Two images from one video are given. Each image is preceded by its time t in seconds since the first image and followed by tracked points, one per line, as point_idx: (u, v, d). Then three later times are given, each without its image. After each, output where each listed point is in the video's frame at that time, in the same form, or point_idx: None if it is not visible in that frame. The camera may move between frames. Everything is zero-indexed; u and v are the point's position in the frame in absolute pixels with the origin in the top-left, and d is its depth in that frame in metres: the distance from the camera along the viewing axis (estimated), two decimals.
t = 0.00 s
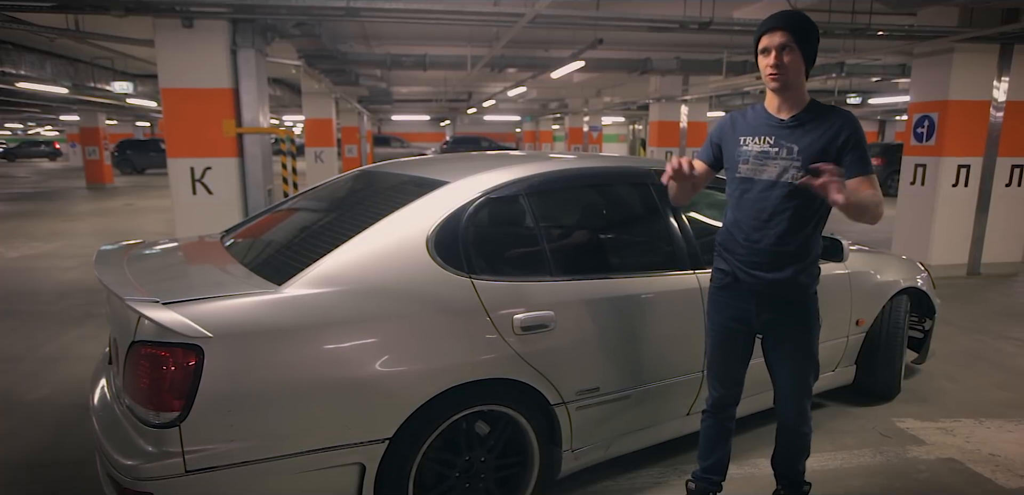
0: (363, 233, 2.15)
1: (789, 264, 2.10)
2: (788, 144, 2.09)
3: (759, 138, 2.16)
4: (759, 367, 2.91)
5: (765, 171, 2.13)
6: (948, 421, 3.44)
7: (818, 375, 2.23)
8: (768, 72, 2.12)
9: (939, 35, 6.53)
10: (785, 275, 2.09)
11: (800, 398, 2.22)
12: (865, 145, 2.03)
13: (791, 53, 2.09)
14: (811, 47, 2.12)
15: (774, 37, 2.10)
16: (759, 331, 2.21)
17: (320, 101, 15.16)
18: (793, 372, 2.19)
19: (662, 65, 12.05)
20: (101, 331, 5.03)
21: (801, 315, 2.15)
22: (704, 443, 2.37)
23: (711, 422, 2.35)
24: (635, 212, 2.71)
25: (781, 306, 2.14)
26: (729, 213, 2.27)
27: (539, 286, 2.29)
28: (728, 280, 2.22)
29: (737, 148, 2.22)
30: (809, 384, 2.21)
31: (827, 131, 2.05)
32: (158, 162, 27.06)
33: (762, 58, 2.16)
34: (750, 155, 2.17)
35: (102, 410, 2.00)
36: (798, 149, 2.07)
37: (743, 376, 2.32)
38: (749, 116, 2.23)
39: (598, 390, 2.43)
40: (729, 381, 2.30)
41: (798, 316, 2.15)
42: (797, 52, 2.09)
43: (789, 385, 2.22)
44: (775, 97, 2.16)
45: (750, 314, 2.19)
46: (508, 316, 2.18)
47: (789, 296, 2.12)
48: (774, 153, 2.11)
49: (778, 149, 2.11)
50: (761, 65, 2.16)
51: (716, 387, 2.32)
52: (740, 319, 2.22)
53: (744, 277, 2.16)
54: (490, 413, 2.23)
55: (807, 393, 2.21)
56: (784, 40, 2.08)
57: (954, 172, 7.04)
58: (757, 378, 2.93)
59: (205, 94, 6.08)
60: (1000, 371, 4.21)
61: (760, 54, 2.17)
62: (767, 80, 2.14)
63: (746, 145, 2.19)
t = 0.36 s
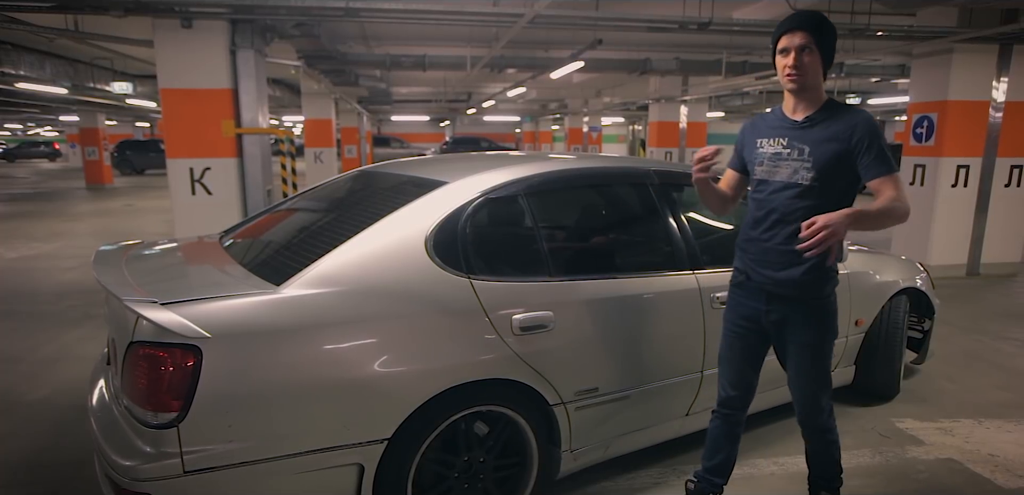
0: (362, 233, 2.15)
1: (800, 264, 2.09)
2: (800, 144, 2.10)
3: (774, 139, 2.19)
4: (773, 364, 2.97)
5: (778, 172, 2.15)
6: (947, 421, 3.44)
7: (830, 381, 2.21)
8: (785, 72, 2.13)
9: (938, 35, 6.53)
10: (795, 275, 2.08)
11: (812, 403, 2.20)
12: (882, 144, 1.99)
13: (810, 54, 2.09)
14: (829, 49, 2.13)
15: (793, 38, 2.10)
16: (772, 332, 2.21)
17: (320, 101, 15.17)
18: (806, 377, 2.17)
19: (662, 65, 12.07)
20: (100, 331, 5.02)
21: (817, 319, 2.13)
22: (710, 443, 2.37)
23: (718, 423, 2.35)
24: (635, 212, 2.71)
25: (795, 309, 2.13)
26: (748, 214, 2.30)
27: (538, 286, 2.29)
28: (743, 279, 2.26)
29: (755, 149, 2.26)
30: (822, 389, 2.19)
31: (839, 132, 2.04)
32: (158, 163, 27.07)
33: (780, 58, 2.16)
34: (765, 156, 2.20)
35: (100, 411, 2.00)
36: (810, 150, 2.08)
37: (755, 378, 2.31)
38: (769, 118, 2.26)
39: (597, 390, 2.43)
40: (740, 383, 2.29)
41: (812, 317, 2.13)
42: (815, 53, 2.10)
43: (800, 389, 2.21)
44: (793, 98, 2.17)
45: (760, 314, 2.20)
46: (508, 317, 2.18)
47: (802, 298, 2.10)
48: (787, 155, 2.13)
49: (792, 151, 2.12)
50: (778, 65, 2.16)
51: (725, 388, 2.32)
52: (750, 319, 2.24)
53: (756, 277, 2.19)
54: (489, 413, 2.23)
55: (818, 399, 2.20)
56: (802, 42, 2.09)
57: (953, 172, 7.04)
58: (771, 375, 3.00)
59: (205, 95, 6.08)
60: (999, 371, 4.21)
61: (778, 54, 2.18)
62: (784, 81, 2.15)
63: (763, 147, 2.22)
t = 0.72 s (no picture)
0: (361, 233, 2.15)
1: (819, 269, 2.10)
2: (822, 150, 2.11)
3: (798, 144, 2.20)
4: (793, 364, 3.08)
5: (799, 176, 2.18)
6: (947, 422, 3.44)
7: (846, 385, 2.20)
8: (806, 78, 2.13)
9: (937, 35, 6.52)
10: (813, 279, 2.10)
11: (826, 404, 2.21)
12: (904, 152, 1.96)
13: (830, 58, 2.05)
14: (857, 49, 2.07)
15: (813, 41, 2.08)
16: (793, 335, 2.21)
17: (320, 102, 15.16)
18: (822, 378, 2.17)
19: (661, 66, 12.07)
20: (99, 332, 5.01)
21: (839, 322, 2.11)
22: (715, 444, 2.35)
23: (727, 424, 2.33)
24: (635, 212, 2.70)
25: (817, 312, 2.12)
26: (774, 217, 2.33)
27: (538, 286, 2.29)
28: (765, 280, 2.28)
29: (782, 153, 2.28)
30: (837, 392, 2.19)
31: (860, 138, 2.03)
32: (157, 163, 27.07)
33: (803, 61, 2.15)
34: (790, 161, 2.22)
35: (99, 412, 2.00)
36: (830, 156, 2.08)
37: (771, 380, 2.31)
38: (797, 122, 2.27)
39: (597, 390, 2.43)
40: (755, 384, 2.29)
41: (835, 322, 2.11)
42: (837, 56, 2.05)
43: (816, 390, 2.21)
44: (817, 102, 2.17)
45: (781, 316, 2.21)
46: (507, 317, 2.18)
47: (824, 302, 2.10)
48: (809, 160, 2.15)
49: (814, 156, 2.13)
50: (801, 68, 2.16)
51: (738, 389, 2.32)
52: (771, 320, 2.24)
53: (775, 280, 2.21)
54: (488, 414, 2.22)
55: (833, 401, 2.20)
56: (822, 45, 2.06)
57: (952, 173, 7.05)
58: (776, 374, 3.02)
59: (205, 96, 6.08)
60: (999, 372, 4.21)
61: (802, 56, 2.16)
62: (806, 86, 2.15)
63: (788, 151, 2.24)
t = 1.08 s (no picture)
0: (360, 233, 2.14)
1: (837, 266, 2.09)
2: (837, 150, 2.11)
3: (814, 143, 2.19)
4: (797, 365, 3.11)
5: (814, 176, 2.17)
6: (945, 422, 3.44)
7: (853, 385, 2.21)
8: (823, 77, 2.13)
9: (936, 35, 6.52)
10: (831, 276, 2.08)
11: (833, 403, 2.21)
12: (925, 151, 1.95)
13: (849, 59, 2.06)
14: (875, 51, 2.08)
15: (831, 41, 2.09)
16: (804, 334, 2.20)
17: (319, 102, 15.14)
18: (831, 377, 2.17)
19: (660, 66, 12.09)
20: (98, 332, 5.01)
21: (850, 321, 2.11)
22: (719, 441, 2.35)
23: (732, 422, 2.33)
24: (634, 213, 2.70)
25: (830, 311, 2.11)
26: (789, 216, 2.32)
27: (536, 286, 2.29)
28: (778, 279, 2.27)
29: (797, 152, 2.27)
30: (844, 391, 2.19)
31: (877, 139, 2.02)
32: (157, 164, 27.07)
33: (821, 61, 2.16)
34: (805, 160, 2.21)
35: (96, 413, 2.00)
36: (847, 156, 2.08)
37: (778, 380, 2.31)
38: (811, 121, 2.26)
39: (595, 391, 2.42)
40: (762, 383, 2.28)
41: (847, 320, 2.11)
42: (855, 57, 2.07)
43: (824, 389, 2.21)
44: (834, 103, 2.16)
45: (794, 314, 2.20)
46: (507, 317, 2.18)
47: (838, 300, 2.09)
48: (826, 159, 2.14)
49: (830, 155, 2.13)
50: (819, 69, 2.16)
51: (745, 387, 2.31)
52: (783, 318, 2.23)
53: (791, 278, 2.20)
54: (487, 414, 2.22)
55: (839, 400, 2.20)
56: (841, 45, 2.07)
57: (951, 173, 7.04)
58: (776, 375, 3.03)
59: (205, 96, 6.08)
60: (998, 372, 4.21)
61: (819, 58, 2.17)
62: (823, 86, 2.15)
63: (804, 150, 2.23)
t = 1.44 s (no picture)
0: (359, 233, 2.14)
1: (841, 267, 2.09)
2: (841, 153, 2.11)
3: (815, 145, 2.20)
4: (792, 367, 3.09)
5: (818, 178, 2.18)
6: (945, 422, 3.44)
7: (854, 386, 2.20)
8: (827, 75, 2.12)
9: (936, 36, 6.52)
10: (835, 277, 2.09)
11: (833, 404, 2.20)
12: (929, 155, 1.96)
13: (854, 58, 2.06)
14: (878, 52, 2.09)
15: (837, 40, 2.08)
16: (805, 334, 2.20)
17: (318, 102, 15.12)
18: (831, 377, 2.17)
19: (660, 66, 12.10)
20: (98, 333, 5.01)
21: (851, 321, 2.11)
22: (720, 440, 2.35)
23: (730, 422, 2.33)
24: (633, 213, 2.70)
25: (832, 310, 2.11)
26: (791, 217, 2.32)
27: (535, 286, 2.29)
28: (779, 279, 2.27)
29: (798, 154, 2.27)
30: (845, 391, 2.19)
31: (880, 141, 2.02)
32: (156, 164, 27.06)
33: (825, 59, 2.15)
34: (808, 162, 2.22)
35: (95, 413, 2.00)
36: (849, 158, 2.08)
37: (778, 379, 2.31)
38: (812, 122, 2.26)
39: (595, 391, 2.42)
40: (762, 382, 2.28)
41: (848, 320, 2.11)
42: (860, 57, 2.06)
43: (824, 389, 2.21)
44: (837, 102, 2.15)
45: (795, 313, 2.20)
46: (506, 317, 2.18)
47: (840, 300, 2.09)
48: (828, 162, 2.14)
49: (833, 157, 2.13)
50: (822, 68, 2.15)
51: (745, 387, 2.31)
52: (785, 317, 2.23)
53: (793, 278, 2.20)
54: (486, 415, 2.22)
55: (839, 401, 2.20)
56: (847, 44, 2.06)
57: (951, 173, 7.04)
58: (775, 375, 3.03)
59: (204, 97, 6.08)
60: (997, 372, 4.21)
61: (823, 56, 2.16)
62: (826, 84, 2.13)
63: (806, 152, 2.23)
